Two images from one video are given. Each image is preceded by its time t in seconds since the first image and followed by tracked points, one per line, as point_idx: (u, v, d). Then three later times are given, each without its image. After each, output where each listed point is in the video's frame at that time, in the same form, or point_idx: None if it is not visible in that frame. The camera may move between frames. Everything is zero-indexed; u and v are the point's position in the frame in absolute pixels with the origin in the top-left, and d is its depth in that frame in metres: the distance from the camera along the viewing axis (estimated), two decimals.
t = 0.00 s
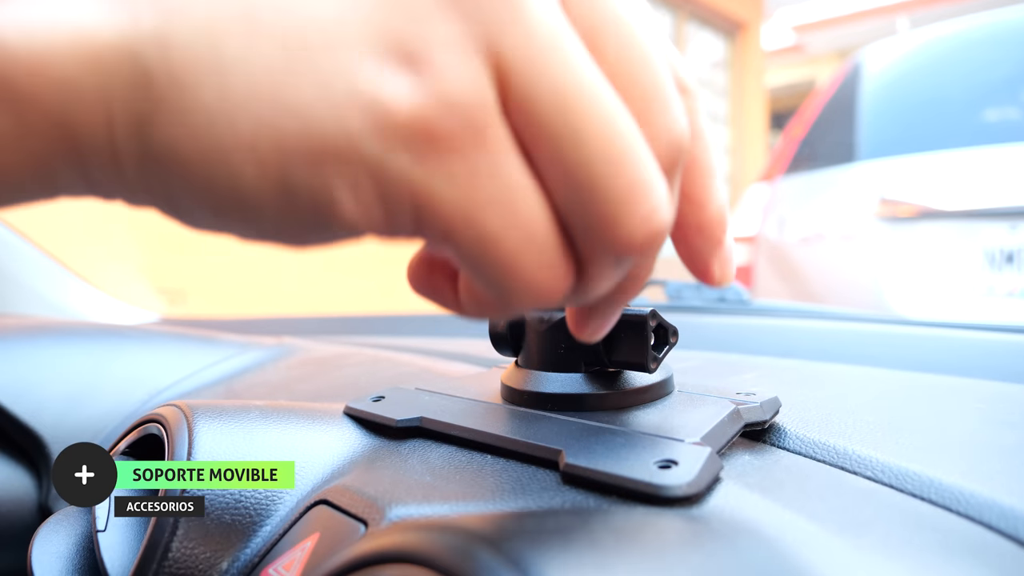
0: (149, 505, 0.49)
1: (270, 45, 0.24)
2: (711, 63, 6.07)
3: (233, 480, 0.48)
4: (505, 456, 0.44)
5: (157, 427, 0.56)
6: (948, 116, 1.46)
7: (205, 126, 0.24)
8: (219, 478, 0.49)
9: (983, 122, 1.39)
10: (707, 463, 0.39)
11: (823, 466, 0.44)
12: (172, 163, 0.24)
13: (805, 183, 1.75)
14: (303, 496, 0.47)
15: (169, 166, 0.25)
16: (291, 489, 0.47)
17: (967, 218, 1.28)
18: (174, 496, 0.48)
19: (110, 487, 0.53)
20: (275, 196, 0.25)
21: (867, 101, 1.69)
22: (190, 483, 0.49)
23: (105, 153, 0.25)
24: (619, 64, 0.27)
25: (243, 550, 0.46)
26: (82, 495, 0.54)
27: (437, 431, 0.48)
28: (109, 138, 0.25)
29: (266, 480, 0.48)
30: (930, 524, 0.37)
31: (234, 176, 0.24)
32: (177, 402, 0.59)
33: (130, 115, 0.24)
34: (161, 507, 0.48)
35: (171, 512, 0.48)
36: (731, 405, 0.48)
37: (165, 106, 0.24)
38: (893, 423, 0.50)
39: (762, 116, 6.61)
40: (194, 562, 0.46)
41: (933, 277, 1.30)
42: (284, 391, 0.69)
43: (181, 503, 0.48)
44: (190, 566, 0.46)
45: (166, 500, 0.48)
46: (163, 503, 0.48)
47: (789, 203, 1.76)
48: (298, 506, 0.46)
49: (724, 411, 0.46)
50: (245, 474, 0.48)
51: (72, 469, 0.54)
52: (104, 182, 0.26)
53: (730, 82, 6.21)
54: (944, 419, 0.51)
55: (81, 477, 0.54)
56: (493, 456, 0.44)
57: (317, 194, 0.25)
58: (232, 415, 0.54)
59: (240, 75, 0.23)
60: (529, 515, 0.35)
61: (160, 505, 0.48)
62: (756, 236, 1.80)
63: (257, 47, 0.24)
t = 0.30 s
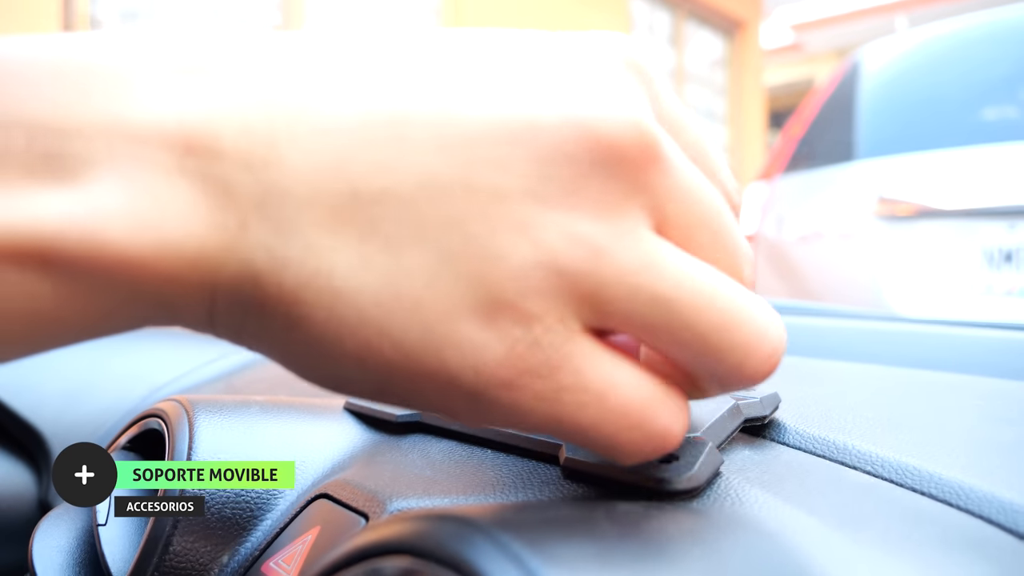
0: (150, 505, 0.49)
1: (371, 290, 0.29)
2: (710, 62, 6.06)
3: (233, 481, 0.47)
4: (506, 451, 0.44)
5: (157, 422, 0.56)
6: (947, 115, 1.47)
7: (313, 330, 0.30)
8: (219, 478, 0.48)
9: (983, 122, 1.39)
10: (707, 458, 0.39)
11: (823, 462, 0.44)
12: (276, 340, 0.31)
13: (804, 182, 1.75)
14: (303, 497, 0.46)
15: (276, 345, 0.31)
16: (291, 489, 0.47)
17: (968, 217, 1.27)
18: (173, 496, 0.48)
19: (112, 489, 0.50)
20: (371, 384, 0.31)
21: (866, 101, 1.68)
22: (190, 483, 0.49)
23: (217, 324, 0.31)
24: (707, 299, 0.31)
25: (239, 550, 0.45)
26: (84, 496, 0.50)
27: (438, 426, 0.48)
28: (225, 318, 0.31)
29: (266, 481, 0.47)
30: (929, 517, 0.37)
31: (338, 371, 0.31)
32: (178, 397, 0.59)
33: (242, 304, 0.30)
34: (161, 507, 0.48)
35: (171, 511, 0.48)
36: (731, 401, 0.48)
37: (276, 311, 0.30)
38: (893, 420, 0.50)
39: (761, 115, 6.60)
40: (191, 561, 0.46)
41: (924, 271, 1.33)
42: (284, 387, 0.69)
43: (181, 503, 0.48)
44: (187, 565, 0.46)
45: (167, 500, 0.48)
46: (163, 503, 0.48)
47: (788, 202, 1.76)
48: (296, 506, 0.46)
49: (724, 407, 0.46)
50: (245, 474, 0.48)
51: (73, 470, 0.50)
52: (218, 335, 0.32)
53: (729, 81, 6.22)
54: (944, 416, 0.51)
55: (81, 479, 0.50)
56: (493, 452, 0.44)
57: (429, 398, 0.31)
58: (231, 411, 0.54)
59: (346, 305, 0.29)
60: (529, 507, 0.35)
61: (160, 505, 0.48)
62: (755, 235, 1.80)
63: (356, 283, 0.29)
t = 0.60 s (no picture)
0: (149, 505, 0.48)
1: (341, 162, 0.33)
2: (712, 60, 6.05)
3: (234, 481, 0.47)
4: (505, 445, 0.44)
5: (157, 417, 0.56)
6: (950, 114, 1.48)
7: (273, 209, 0.32)
8: (219, 478, 0.48)
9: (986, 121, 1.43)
10: (708, 452, 0.39)
11: (823, 456, 0.44)
12: (246, 235, 0.33)
13: (806, 181, 1.74)
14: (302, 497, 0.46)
15: (242, 246, 0.33)
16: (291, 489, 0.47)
17: (970, 216, 1.28)
18: (173, 496, 0.47)
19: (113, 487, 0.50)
20: (341, 274, 0.33)
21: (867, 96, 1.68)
22: (190, 483, 0.48)
23: (181, 237, 0.34)
24: (680, 130, 0.34)
25: (237, 550, 0.45)
26: (83, 496, 0.50)
27: (438, 421, 0.48)
28: (188, 225, 0.33)
29: (267, 480, 0.47)
30: (931, 512, 0.37)
31: (303, 252, 0.33)
32: (178, 391, 0.59)
33: (204, 200, 0.32)
34: (161, 507, 0.47)
35: (170, 512, 0.47)
36: (732, 395, 0.48)
37: (244, 195, 0.32)
38: (894, 415, 0.50)
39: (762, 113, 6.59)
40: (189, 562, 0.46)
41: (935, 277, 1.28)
42: (284, 382, 0.69)
43: (181, 502, 0.47)
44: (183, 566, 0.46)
45: (167, 500, 0.47)
46: (163, 503, 0.47)
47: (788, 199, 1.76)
48: (293, 503, 0.46)
49: (725, 401, 0.46)
50: (245, 474, 0.47)
51: (73, 470, 0.50)
52: (186, 256, 0.34)
53: (730, 80, 6.22)
54: (944, 412, 0.51)
55: (81, 478, 0.50)
56: (492, 445, 0.44)
57: (400, 277, 0.33)
58: (231, 406, 0.54)
59: (313, 176, 0.32)
60: (530, 500, 0.35)
61: (159, 505, 0.48)
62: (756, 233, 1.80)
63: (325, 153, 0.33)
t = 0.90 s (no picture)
0: (149, 504, 0.49)
1: (279, 49, 0.27)
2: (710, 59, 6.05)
3: (233, 481, 0.48)
4: (503, 455, 0.44)
5: (155, 426, 0.56)
6: (947, 114, 1.49)
7: (215, 115, 0.27)
8: (219, 478, 0.48)
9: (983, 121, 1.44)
10: (704, 463, 0.39)
11: (820, 466, 0.44)
12: (184, 166, 0.27)
13: (803, 181, 1.69)
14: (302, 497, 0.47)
15: (176, 184, 0.27)
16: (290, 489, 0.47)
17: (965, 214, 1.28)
18: (174, 496, 0.48)
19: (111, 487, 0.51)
20: (295, 181, 0.27)
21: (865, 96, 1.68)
22: (190, 483, 0.48)
23: (107, 191, 0.28)
24: None
25: (239, 550, 0.46)
26: (84, 496, 0.51)
27: (436, 429, 0.48)
28: (113, 171, 0.28)
29: (266, 481, 0.48)
30: (926, 523, 0.37)
31: (250, 161, 0.27)
32: (176, 399, 0.59)
33: (134, 136, 0.27)
34: (162, 507, 0.48)
35: (171, 511, 0.48)
36: (728, 404, 0.48)
37: (178, 115, 0.27)
38: (891, 423, 0.50)
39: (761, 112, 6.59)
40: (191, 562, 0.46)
41: (928, 275, 1.31)
42: (283, 388, 0.69)
43: (181, 502, 0.48)
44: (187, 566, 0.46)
45: (166, 500, 0.48)
46: (163, 503, 0.48)
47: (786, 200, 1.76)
48: (296, 505, 0.46)
49: (721, 411, 0.46)
50: (245, 474, 0.48)
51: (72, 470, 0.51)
52: (122, 222, 0.29)
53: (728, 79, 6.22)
54: (941, 419, 0.51)
55: (80, 478, 0.51)
56: (490, 455, 0.44)
57: (364, 168, 0.27)
58: (230, 413, 0.54)
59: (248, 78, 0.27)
60: (527, 515, 0.35)
61: (159, 505, 0.48)
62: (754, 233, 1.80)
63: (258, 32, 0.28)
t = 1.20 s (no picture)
0: (149, 504, 0.49)
1: None
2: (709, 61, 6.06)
3: (234, 480, 0.49)
4: (502, 460, 0.44)
5: (157, 431, 0.56)
6: (944, 114, 1.47)
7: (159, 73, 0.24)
8: (219, 478, 0.49)
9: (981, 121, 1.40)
10: (702, 467, 0.39)
11: (819, 469, 0.44)
12: (133, 127, 0.25)
13: (802, 180, 1.75)
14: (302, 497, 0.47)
15: (119, 137, 0.25)
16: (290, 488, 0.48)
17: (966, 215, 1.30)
18: (174, 496, 0.48)
19: (111, 486, 0.53)
20: (235, 128, 0.25)
21: (863, 100, 1.68)
22: (190, 483, 0.49)
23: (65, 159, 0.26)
24: None
25: (240, 550, 0.46)
26: (84, 496, 0.53)
27: (435, 434, 0.49)
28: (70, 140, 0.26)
29: (267, 480, 0.48)
30: (923, 527, 0.37)
31: (185, 109, 0.24)
32: (177, 405, 0.59)
33: (83, 106, 0.25)
34: (162, 507, 0.48)
35: (171, 512, 0.48)
36: (726, 407, 0.48)
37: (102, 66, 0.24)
38: (890, 426, 0.51)
39: (761, 113, 6.60)
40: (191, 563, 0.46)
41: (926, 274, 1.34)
42: (284, 393, 0.70)
43: (181, 502, 0.48)
44: (189, 566, 0.46)
45: (167, 500, 0.48)
46: (164, 503, 0.48)
47: (785, 201, 1.76)
48: (298, 506, 0.47)
49: (720, 415, 0.46)
50: (245, 474, 0.49)
51: (71, 470, 0.53)
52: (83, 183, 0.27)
53: (727, 81, 6.25)
54: (940, 422, 0.51)
55: (81, 478, 0.54)
56: (489, 459, 0.44)
57: (293, 104, 0.24)
58: (232, 418, 0.54)
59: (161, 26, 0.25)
60: (528, 519, 0.35)
61: (160, 505, 0.48)
62: (753, 235, 1.80)
63: None
